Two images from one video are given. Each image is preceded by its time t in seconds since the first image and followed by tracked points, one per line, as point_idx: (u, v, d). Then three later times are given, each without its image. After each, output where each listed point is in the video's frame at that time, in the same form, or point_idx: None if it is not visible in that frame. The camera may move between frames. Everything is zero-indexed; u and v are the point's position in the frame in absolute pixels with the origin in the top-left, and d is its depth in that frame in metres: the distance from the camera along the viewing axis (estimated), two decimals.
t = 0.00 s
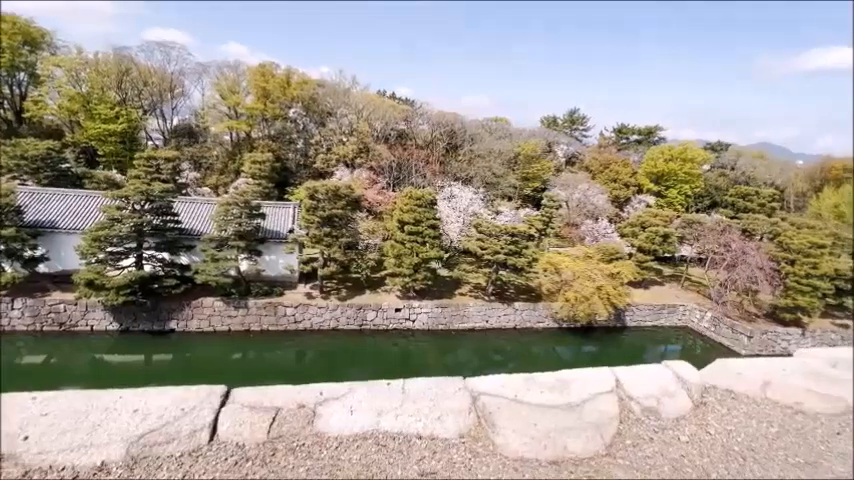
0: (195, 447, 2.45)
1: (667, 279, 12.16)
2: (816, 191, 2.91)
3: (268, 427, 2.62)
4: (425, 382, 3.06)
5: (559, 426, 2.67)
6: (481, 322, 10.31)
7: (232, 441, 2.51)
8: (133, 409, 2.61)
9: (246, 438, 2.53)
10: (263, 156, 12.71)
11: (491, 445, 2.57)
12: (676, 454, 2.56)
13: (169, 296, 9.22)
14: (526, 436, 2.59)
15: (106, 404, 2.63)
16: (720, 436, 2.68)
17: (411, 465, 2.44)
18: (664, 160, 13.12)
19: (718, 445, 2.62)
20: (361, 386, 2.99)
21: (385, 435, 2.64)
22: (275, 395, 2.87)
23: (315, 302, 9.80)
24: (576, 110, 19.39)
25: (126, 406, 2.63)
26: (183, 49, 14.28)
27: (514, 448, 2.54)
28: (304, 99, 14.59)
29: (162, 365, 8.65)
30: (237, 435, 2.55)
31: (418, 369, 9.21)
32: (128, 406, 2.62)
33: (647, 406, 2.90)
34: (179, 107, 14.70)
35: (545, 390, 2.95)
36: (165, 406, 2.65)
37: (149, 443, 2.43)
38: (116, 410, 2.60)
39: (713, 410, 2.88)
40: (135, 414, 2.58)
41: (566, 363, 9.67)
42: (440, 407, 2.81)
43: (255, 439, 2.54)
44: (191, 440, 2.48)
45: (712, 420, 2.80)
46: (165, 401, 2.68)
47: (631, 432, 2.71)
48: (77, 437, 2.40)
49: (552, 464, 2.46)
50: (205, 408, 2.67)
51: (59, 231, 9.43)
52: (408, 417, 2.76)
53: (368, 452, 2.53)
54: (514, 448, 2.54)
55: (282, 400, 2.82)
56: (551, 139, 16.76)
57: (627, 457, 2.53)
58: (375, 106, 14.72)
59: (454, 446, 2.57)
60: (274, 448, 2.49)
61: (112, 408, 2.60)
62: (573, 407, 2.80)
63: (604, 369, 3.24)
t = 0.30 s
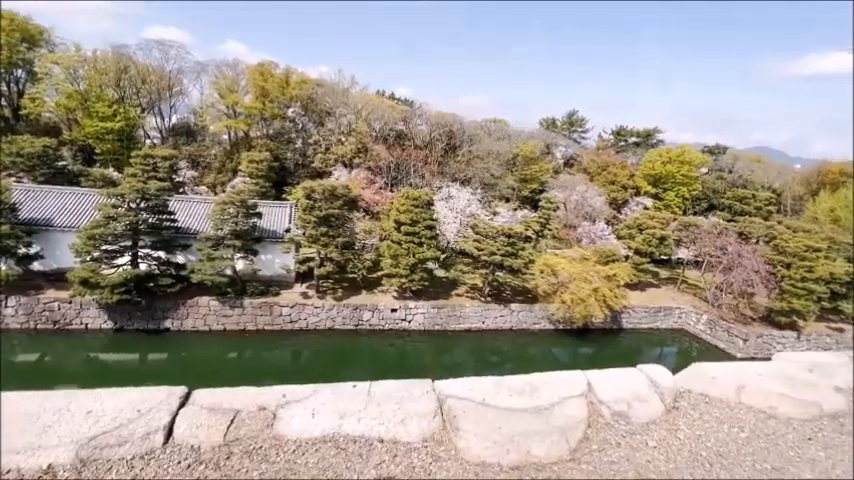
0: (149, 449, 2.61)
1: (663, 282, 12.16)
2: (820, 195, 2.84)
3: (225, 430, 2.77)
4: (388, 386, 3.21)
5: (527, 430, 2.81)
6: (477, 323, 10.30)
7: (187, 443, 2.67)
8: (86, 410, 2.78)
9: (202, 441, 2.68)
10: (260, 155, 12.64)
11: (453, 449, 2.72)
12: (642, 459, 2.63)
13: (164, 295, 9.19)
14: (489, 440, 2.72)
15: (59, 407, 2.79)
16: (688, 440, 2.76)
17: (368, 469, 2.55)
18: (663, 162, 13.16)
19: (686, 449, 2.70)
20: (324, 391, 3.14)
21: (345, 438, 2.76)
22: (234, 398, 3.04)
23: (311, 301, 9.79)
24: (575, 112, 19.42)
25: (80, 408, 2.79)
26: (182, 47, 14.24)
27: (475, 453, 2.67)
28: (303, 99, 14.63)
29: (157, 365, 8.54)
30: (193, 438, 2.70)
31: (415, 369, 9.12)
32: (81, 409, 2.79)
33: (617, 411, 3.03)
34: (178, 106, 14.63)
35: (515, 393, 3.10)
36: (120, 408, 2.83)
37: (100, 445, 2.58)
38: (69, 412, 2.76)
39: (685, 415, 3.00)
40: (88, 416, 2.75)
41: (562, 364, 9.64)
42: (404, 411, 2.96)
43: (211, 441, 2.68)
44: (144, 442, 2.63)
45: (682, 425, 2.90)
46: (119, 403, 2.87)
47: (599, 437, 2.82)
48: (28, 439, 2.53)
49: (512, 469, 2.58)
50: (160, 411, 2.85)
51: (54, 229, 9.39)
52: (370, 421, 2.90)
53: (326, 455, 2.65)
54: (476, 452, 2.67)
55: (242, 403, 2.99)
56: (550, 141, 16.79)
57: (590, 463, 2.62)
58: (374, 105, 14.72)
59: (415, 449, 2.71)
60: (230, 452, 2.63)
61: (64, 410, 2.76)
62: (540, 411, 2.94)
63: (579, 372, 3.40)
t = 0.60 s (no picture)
0: (103, 447, 2.72)
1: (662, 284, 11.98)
2: (837, 195, 2.74)
3: (182, 428, 2.88)
4: (355, 386, 3.32)
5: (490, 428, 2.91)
6: (476, 324, 10.30)
7: (142, 441, 2.78)
8: (42, 407, 2.86)
9: (157, 438, 2.80)
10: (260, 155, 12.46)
11: (413, 449, 2.81)
12: (607, 460, 2.73)
13: (162, 295, 9.22)
14: (448, 439, 2.81)
15: (13, 403, 2.83)
16: (657, 442, 2.89)
17: (325, 468, 2.62)
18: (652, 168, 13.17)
19: (652, 450, 2.82)
20: (289, 390, 3.26)
21: (305, 437, 2.86)
22: (195, 396, 3.16)
23: (309, 302, 9.79)
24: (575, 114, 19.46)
25: (36, 405, 2.87)
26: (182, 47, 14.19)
27: (437, 453, 2.75)
28: (302, 100, 14.93)
29: (154, 364, 8.52)
30: (149, 436, 2.81)
31: (413, 370, 9.07)
32: (38, 405, 2.87)
33: (586, 412, 3.14)
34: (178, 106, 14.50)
35: (483, 393, 3.21)
36: (77, 406, 2.93)
37: (51, 443, 2.67)
38: (24, 407, 2.83)
39: (656, 416, 3.15)
40: (42, 414, 2.82)
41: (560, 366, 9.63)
42: (368, 410, 3.07)
43: (167, 439, 2.80)
44: (97, 440, 2.74)
45: (652, 426, 3.04)
46: (77, 401, 2.97)
47: (564, 438, 2.90)
48: None
49: (473, 469, 2.66)
50: (118, 409, 2.96)
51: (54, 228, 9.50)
52: (333, 420, 3.00)
53: (283, 454, 2.74)
54: (437, 452, 2.76)
55: (203, 402, 3.11)
56: (550, 143, 16.82)
57: (552, 463, 2.70)
58: (374, 107, 15.05)
59: (376, 449, 2.80)
60: (185, 450, 2.74)
61: (19, 405, 2.82)
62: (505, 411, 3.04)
63: (551, 372, 3.52)
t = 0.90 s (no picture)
0: (59, 449, 2.71)
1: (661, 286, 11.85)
2: (837, 196, 2.72)
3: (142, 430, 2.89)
4: (324, 388, 3.31)
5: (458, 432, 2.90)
6: (474, 325, 10.30)
7: (99, 444, 2.79)
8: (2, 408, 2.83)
9: (116, 441, 2.81)
10: (258, 156, 12.65)
11: (378, 452, 2.81)
12: (575, 463, 2.73)
13: (160, 295, 9.21)
14: (415, 442, 2.81)
15: None
16: (628, 445, 2.88)
17: (285, 471, 2.65)
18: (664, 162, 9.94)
19: (622, 454, 2.81)
20: (256, 391, 3.24)
21: (268, 439, 2.85)
22: (159, 398, 3.16)
23: (307, 302, 9.79)
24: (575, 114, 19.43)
25: None
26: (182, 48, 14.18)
27: (400, 456, 2.76)
28: (302, 100, 14.70)
29: (153, 364, 8.50)
30: (108, 439, 2.82)
31: (412, 371, 9.01)
32: None
33: (559, 414, 3.14)
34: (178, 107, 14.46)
35: (454, 397, 3.20)
36: (35, 407, 2.91)
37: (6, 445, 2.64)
38: None
39: (630, 419, 3.14)
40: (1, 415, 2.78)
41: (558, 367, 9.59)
42: (333, 412, 3.05)
43: (125, 442, 2.81)
44: (54, 442, 2.73)
45: (625, 428, 3.04)
46: (36, 402, 2.95)
47: (532, 442, 2.92)
48: None
49: (437, 472, 2.68)
50: (78, 411, 2.96)
51: (51, 228, 9.40)
52: (298, 421, 2.98)
53: (243, 457, 2.74)
54: (402, 455, 2.77)
55: (166, 404, 3.11)
56: (550, 143, 16.80)
57: (519, 467, 2.71)
58: (374, 108, 14.94)
59: (339, 452, 2.81)
60: (143, 453, 2.76)
61: None
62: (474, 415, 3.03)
63: (526, 376, 3.48)
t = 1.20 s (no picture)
0: (15, 454, 2.61)
1: (659, 286, 11.83)
2: (835, 197, 2.70)
3: (102, 433, 2.80)
4: (297, 388, 3.21)
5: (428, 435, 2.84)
6: (472, 325, 10.27)
7: (57, 448, 2.70)
8: None
9: (75, 445, 2.72)
10: (256, 156, 12.63)
11: (347, 456, 2.75)
12: (550, 467, 2.67)
13: (157, 295, 9.11)
14: (385, 446, 2.76)
15: None
16: (606, 448, 2.82)
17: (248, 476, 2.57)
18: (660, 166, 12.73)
19: (600, 457, 2.75)
20: (227, 392, 3.13)
21: (233, 444, 2.77)
22: (125, 400, 3.06)
23: (304, 302, 9.74)
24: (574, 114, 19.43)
25: None
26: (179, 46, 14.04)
27: (370, 461, 2.70)
28: (300, 99, 14.63)
29: (149, 364, 8.49)
30: (66, 444, 2.72)
31: (410, 371, 8.97)
32: None
33: (537, 416, 3.05)
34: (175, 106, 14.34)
35: (428, 398, 3.12)
36: None
37: None
38: None
39: (611, 421, 3.06)
40: None
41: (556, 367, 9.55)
42: (303, 415, 2.96)
43: (83, 447, 2.71)
44: (9, 446, 2.63)
45: (605, 431, 2.97)
46: None
47: (507, 445, 2.86)
48: None
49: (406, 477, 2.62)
50: (37, 413, 2.83)
51: (47, 228, 9.25)
52: (266, 425, 2.88)
53: (206, 462, 2.66)
54: (371, 460, 2.70)
55: (130, 406, 3.00)
56: (549, 143, 16.79)
57: (493, 471, 2.65)
58: (372, 107, 14.83)
59: (308, 457, 2.73)
60: (101, 458, 2.68)
61: None
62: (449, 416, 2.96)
63: (506, 376, 3.40)
